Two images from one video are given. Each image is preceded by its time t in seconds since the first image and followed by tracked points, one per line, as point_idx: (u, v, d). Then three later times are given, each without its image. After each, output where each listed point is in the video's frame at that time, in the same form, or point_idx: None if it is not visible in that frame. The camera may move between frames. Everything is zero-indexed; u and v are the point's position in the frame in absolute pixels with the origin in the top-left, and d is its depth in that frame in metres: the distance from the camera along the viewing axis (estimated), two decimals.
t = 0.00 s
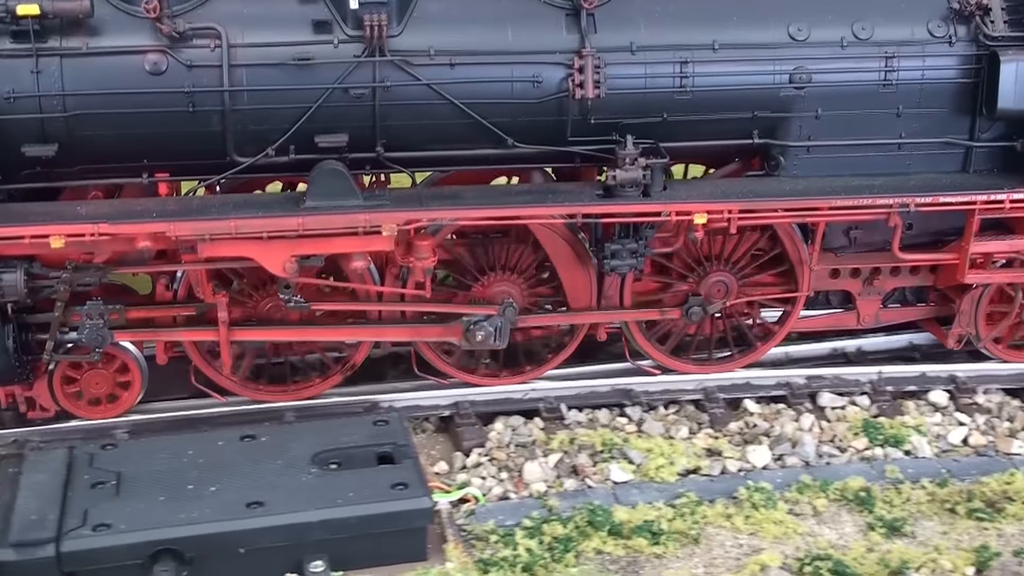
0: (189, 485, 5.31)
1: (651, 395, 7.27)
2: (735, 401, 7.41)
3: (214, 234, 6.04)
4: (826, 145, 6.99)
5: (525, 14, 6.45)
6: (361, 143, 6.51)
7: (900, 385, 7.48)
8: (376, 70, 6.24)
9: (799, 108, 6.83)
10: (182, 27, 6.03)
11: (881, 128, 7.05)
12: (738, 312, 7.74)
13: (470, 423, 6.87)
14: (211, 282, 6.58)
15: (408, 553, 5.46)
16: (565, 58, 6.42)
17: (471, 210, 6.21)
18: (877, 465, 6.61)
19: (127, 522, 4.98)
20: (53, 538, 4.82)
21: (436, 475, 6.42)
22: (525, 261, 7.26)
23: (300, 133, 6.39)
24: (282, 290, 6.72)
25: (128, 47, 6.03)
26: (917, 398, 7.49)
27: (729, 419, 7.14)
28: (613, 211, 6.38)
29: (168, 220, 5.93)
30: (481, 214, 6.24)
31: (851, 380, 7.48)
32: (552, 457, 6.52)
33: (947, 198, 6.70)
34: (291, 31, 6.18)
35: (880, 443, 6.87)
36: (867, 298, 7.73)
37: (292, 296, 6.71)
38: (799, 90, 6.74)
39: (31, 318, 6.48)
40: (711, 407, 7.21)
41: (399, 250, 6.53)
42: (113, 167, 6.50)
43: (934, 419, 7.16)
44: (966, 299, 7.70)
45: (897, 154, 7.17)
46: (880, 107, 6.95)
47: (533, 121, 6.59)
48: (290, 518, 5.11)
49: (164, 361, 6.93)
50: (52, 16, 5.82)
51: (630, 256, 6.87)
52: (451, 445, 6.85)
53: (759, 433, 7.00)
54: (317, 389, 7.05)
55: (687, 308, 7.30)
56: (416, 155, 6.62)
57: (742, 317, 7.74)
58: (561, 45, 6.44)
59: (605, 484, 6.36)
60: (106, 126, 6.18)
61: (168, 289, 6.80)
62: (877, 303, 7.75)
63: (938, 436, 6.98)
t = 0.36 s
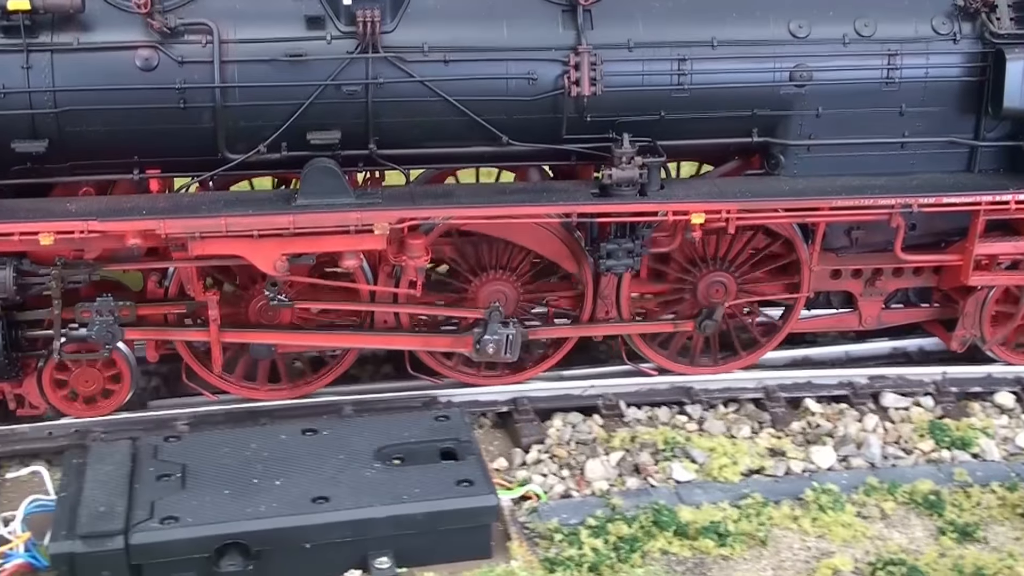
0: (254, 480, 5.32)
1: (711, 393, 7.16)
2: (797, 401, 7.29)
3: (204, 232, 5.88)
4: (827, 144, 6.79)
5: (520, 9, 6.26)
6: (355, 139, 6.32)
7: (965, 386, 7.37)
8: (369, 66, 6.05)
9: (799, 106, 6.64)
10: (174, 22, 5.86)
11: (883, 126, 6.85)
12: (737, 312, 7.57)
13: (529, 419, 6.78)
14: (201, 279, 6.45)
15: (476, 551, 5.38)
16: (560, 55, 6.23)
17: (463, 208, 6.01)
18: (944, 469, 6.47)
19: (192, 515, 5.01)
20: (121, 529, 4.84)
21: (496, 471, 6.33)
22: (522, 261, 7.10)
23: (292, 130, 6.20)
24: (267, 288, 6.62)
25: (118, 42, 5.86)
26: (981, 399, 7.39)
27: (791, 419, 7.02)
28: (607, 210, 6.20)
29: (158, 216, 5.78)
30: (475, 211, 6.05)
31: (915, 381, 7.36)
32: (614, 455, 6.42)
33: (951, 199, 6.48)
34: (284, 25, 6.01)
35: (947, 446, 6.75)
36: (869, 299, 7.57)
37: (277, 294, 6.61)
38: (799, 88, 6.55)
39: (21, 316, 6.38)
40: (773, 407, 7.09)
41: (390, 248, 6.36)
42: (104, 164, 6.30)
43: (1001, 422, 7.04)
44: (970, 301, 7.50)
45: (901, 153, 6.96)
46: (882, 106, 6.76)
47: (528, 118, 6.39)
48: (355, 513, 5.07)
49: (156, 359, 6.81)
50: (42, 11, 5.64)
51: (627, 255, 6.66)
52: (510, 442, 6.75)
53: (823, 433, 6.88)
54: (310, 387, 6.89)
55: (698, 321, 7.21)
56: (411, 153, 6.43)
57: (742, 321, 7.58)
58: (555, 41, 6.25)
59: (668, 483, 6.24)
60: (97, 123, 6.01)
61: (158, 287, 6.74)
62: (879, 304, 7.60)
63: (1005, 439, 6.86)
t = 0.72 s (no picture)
0: (328, 471, 5.33)
1: (781, 392, 7.08)
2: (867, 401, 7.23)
3: (199, 230, 5.73)
4: (829, 145, 6.60)
5: (519, 7, 6.13)
6: (353, 137, 6.22)
7: None
8: (366, 65, 5.95)
9: (801, 107, 6.46)
10: (171, 19, 5.79)
11: (886, 127, 6.66)
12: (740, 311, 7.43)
13: (597, 416, 6.74)
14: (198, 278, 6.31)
15: (550, 545, 5.37)
16: (559, 55, 6.09)
17: (461, 208, 5.82)
18: (1018, 471, 6.41)
19: (268, 506, 5.03)
20: (199, 519, 4.88)
21: (566, 467, 6.30)
22: (521, 259, 6.91)
23: (289, 128, 6.10)
24: (261, 287, 6.34)
25: (115, 39, 5.80)
26: None
27: (863, 419, 6.96)
28: (606, 210, 5.98)
29: (154, 214, 5.63)
30: (473, 211, 5.86)
31: (988, 382, 7.28)
32: (685, 453, 6.38)
33: (954, 201, 6.22)
34: (283, 23, 5.93)
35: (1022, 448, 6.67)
36: (873, 300, 7.40)
37: (269, 292, 6.34)
38: (801, 88, 6.38)
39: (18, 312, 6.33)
40: (843, 406, 7.04)
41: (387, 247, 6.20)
42: (100, 160, 6.24)
43: None
44: (972, 302, 7.33)
45: (904, 154, 6.77)
46: (884, 107, 6.57)
47: (526, 117, 6.25)
48: (430, 507, 5.08)
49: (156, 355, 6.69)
50: (38, 8, 5.58)
51: (625, 256, 6.50)
52: (579, 438, 6.72)
53: (895, 433, 6.81)
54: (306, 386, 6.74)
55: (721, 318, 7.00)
56: (409, 151, 6.33)
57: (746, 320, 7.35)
58: (554, 41, 6.11)
59: (739, 481, 6.20)
60: (93, 120, 5.94)
61: (154, 285, 6.60)
62: (883, 306, 7.43)
63: None
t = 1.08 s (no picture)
0: (394, 463, 5.38)
1: (841, 390, 7.06)
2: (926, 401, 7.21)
3: (193, 228, 5.75)
4: (822, 145, 6.51)
5: (510, 6, 6.09)
6: (345, 136, 6.21)
7: None
8: (359, 63, 5.94)
9: (794, 107, 6.38)
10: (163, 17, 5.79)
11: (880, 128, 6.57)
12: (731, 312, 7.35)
13: (657, 412, 6.76)
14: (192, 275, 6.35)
15: (611, 541, 5.38)
16: (551, 54, 6.05)
17: (452, 207, 5.81)
18: None
19: (336, 496, 5.09)
20: (268, 508, 4.94)
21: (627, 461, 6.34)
22: (515, 257, 6.86)
23: (283, 126, 6.09)
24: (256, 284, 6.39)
25: (108, 37, 5.81)
26: None
27: (922, 418, 6.94)
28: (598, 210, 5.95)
29: (147, 212, 5.66)
30: (464, 211, 5.84)
31: None
32: (747, 449, 6.39)
33: (946, 202, 6.18)
34: (276, 21, 5.93)
35: None
36: (868, 301, 7.31)
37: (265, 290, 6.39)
38: (794, 89, 6.30)
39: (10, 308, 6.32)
40: (902, 405, 7.02)
41: (379, 245, 6.15)
42: (93, 158, 6.23)
43: None
44: (966, 304, 7.22)
45: (898, 155, 6.68)
46: (878, 108, 6.47)
47: (518, 117, 6.22)
48: (496, 499, 5.13)
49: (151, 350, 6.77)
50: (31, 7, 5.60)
51: (617, 255, 6.47)
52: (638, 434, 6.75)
53: (955, 433, 6.78)
54: (309, 380, 6.72)
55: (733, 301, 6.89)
56: (401, 151, 6.31)
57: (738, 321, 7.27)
58: (545, 41, 6.07)
59: (800, 479, 6.21)
60: (86, 118, 5.94)
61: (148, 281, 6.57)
62: (878, 306, 7.34)
63: None
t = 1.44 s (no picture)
0: (458, 457, 5.37)
1: (905, 391, 6.98)
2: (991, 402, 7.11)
3: (177, 225, 5.65)
4: (815, 143, 6.39)
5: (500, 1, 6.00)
6: (334, 132, 6.11)
7: None
8: (347, 58, 5.84)
9: (787, 105, 6.27)
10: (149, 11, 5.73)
11: (876, 126, 6.45)
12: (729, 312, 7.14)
13: (719, 410, 6.70)
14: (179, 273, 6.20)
15: (674, 539, 5.33)
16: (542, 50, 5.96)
17: (442, 204, 5.69)
18: None
19: (401, 490, 5.08)
20: (334, 500, 4.94)
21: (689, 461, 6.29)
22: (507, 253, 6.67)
23: (269, 123, 6.01)
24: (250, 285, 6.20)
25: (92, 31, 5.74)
26: None
27: (986, 419, 6.84)
28: (587, 208, 5.85)
29: (130, 208, 5.59)
30: (451, 209, 5.73)
31: None
32: (812, 449, 6.32)
33: (942, 202, 6.05)
34: (264, 15, 5.85)
35: None
36: (865, 302, 7.15)
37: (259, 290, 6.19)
38: (788, 86, 6.19)
39: None
40: (967, 407, 6.92)
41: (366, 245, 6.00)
42: (78, 154, 6.16)
43: None
44: (965, 304, 7.03)
45: (895, 154, 6.55)
46: (872, 106, 6.36)
47: (509, 113, 6.14)
48: (561, 495, 5.10)
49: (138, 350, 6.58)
50: None
51: (609, 254, 6.29)
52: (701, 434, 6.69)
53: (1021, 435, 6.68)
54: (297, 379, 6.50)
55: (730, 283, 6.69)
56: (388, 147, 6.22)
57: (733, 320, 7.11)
58: (536, 36, 5.98)
59: (864, 479, 6.15)
60: (70, 112, 5.87)
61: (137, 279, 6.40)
62: (875, 308, 7.17)
63: None
